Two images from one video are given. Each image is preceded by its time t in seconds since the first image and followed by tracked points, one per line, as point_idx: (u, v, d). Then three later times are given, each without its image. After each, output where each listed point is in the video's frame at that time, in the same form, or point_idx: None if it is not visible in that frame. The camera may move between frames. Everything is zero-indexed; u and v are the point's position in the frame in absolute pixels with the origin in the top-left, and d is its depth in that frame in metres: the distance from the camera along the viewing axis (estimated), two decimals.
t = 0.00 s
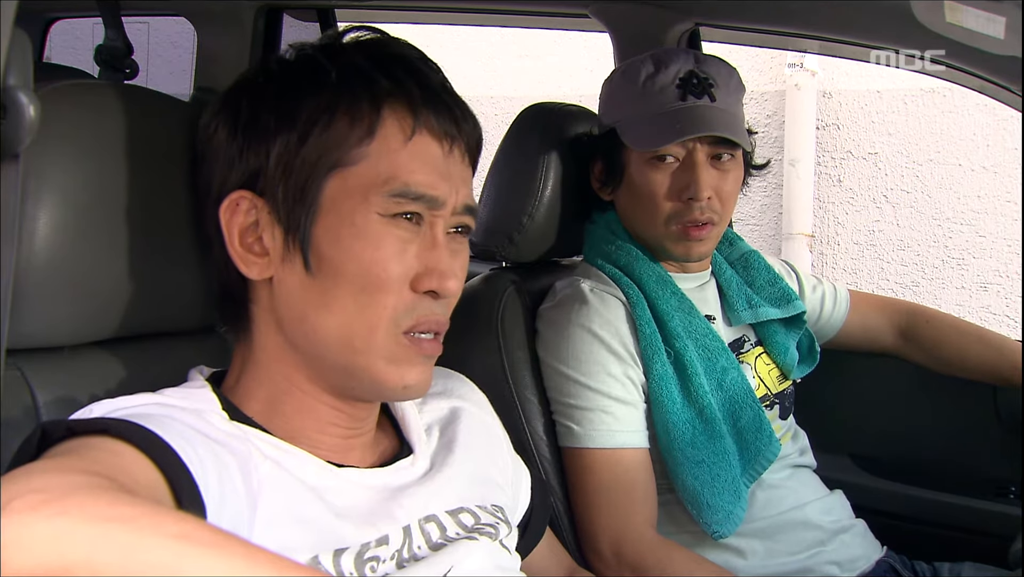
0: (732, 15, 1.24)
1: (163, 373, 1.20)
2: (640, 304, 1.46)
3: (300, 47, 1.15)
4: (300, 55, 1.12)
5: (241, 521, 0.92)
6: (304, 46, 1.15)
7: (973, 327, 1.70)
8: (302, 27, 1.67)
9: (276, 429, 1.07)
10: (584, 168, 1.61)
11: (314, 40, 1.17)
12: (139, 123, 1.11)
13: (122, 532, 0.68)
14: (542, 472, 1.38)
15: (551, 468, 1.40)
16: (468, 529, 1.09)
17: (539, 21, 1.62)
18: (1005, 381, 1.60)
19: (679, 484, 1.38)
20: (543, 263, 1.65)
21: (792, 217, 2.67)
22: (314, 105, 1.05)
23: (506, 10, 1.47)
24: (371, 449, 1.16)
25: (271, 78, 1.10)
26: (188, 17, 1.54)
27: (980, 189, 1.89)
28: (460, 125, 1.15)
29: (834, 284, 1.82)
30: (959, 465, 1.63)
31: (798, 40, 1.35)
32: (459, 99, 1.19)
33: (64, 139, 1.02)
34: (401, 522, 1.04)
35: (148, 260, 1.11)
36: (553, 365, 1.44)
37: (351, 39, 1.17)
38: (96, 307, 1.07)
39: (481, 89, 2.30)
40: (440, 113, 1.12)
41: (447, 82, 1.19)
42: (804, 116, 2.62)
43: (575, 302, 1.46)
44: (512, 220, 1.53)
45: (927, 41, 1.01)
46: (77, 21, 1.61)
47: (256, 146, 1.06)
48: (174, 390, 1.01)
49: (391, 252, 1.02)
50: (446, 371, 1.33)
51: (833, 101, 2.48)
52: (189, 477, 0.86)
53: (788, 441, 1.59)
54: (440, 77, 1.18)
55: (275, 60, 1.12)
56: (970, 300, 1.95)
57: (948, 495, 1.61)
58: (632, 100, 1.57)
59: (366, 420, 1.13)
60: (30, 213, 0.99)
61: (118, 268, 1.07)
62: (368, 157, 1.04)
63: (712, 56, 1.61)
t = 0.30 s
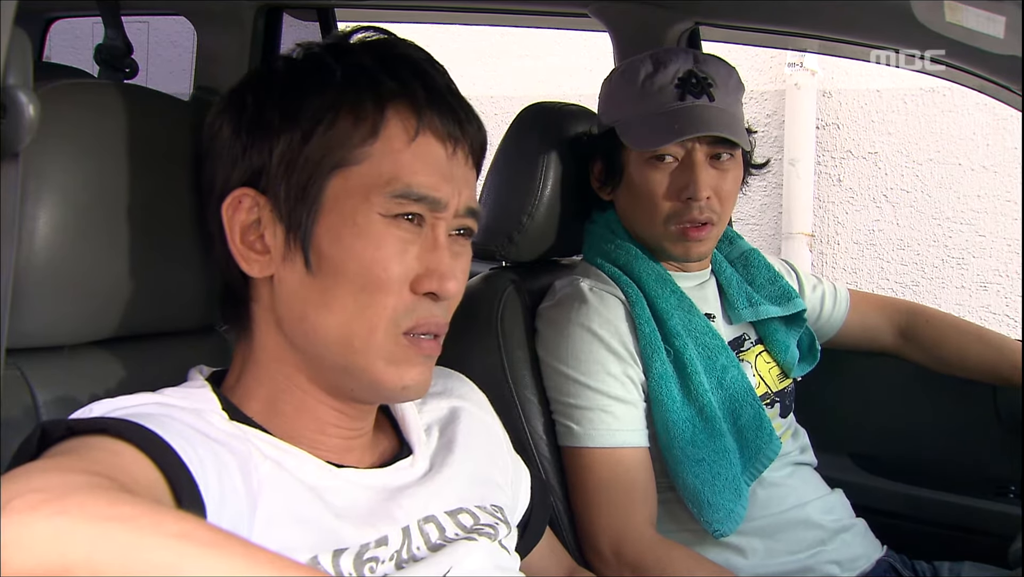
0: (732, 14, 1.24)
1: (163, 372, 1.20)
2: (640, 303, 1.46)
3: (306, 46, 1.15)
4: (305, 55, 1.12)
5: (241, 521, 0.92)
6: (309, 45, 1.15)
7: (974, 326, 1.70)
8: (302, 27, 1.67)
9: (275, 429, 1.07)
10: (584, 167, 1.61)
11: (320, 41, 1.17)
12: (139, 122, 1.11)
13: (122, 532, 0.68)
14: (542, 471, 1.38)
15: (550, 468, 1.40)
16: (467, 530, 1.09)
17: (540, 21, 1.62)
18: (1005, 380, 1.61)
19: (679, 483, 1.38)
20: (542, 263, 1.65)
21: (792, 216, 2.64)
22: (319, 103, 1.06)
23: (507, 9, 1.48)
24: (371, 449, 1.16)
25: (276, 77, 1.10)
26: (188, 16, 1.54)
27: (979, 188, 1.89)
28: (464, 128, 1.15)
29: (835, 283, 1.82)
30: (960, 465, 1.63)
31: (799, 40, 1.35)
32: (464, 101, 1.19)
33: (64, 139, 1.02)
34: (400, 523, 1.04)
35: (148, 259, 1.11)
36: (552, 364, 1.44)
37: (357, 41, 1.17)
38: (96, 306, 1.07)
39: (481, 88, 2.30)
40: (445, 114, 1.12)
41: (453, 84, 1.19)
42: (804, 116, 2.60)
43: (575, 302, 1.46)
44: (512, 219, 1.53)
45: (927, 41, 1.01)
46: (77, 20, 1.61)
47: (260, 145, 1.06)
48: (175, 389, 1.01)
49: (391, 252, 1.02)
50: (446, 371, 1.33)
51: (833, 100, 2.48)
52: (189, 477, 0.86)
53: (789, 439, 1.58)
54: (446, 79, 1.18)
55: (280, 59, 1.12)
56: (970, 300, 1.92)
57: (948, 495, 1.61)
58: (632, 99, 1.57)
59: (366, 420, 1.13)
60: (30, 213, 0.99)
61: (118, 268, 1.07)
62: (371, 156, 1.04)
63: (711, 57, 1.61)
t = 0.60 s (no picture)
0: (732, 14, 1.24)
1: (163, 372, 1.19)
2: (640, 303, 1.46)
3: (307, 46, 1.15)
4: (309, 55, 1.12)
5: (241, 520, 0.92)
6: (310, 45, 1.15)
7: (974, 326, 1.70)
8: (302, 26, 1.67)
9: (276, 429, 1.07)
10: (583, 167, 1.61)
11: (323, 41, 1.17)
12: (140, 122, 1.11)
13: (122, 532, 0.68)
14: (542, 471, 1.38)
15: (550, 468, 1.40)
16: (467, 530, 1.09)
17: (540, 20, 1.62)
18: (1005, 379, 1.61)
19: (679, 482, 1.39)
20: (542, 262, 1.65)
21: (791, 216, 2.64)
22: (321, 103, 1.06)
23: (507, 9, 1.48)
24: (372, 448, 1.16)
25: (279, 77, 1.10)
26: (188, 16, 1.54)
27: (976, 188, 1.89)
28: (467, 129, 1.15)
29: (835, 283, 1.82)
30: (960, 465, 1.63)
31: (798, 40, 1.35)
32: (466, 102, 1.19)
33: (64, 139, 1.02)
34: (402, 521, 1.04)
35: (148, 259, 1.11)
36: (552, 363, 1.44)
37: (359, 41, 1.17)
38: (96, 306, 1.07)
39: (482, 88, 2.30)
40: (448, 115, 1.12)
41: (456, 86, 1.19)
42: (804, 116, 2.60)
43: (575, 302, 1.46)
44: (512, 219, 1.53)
45: (927, 41, 1.01)
46: (77, 20, 1.61)
47: (261, 145, 1.06)
48: (176, 389, 1.01)
49: (392, 252, 1.02)
50: (446, 371, 1.33)
51: (833, 100, 2.48)
52: (190, 477, 0.86)
53: (788, 438, 1.58)
54: (449, 81, 1.18)
55: (282, 58, 1.12)
56: (970, 300, 1.91)
57: (948, 494, 1.61)
58: (631, 97, 1.57)
59: (366, 420, 1.13)
60: (30, 213, 0.99)
61: (118, 269, 1.07)
62: (373, 157, 1.04)
63: (710, 55, 1.61)
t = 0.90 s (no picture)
0: (733, 14, 1.24)
1: (163, 371, 1.19)
2: (638, 302, 1.46)
3: (307, 47, 1.15)
4: (311, 56, 1.12)
5: (241, 519, 0.92)
6: (311, 46, 1.15)
7: (974, 326, 1.70)
8: (302, 26, 1.67)
9: (276, 428, 1.07)
10: (582, 167, 1.61)
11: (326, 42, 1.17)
12: (141, 121, 1.11)
13: (120, 531, 0.68)
14: (541, 471, 1.38)
15: (550, 467, 1.40)
16: (469, 527, 1.09)
17: (540, 20, 1.63)
18: (1004, 380, 1.62)
19: (678, 482, 1.39)
20: (542, 262, 1.65)
21: (791, 216, 2.66)
22: (324, 103, 1.05)
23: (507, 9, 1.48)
24: (373, 444, 1.17)
25: (281, 78, 1.10)
26: (188, 16, 1.54)
27: (973, 186, 1.87)
28: (468, 131, 1.15)
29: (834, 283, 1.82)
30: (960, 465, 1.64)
31: (798, 40, 1.35)
32: (467, 104, 1.19)
33: (65, 138, 1.02)
34: (405, 517, 1.04)
35: (148, 258, 1.11)
36: (551, 362, 1.44)
37: (363, 42, 1.17)
38: (96, 305, 1.07)
39: (482, 88, 2.30)
40: (450, 117, 1.12)
41: (457, 87, 1.19)
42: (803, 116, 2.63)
43: (574, 301, 1.46)
44: (512, 218, 1.53)
45: (927, 41, 1.01)
46: (77, 19, 1.62)
47: (263, 145, 1.06)
48: (176, 387, 1.01)
49: (393, 252, 1.02)
50: (446, 370, 1.33)
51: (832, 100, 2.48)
52: (190, 477, 0.86)
53: (788, 438, 1.58)
54: (450, 82, 1.18)
55: (285, 58, 1.12)
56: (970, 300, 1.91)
57: (947, 494, 1.61)
58: (621, 95, 1.58)
59: (367, 419, 1.13)
60: (29, 213, 0.99)
61: (119, 268, 1.07)
62: (373, 157, 1.04)
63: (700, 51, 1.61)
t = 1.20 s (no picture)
0: (733, 14, 1.24)
1: (162, 370, 1.19)
2: (638, 302, 1.46)
3: (304, 46, 1.15)
4: (311, 56, 1.12)
5: (239, 517, 0.91)
6: (308, 46, 1.15)
7: (973, 326, 1.69)
8: (301, 26, 1.67)
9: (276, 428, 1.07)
10: (580, 167, 1.61)
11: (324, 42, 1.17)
12: (140, 120, 1.11)
13: (119, 531, 0.68)
14: (541, 471, 1.38)
15: (549, 467, 1.40)
16: (471, 523, 1.09)
17: (540, 20, 1.63)
18: (1003, 379, 1.62)
19: (678, 482, 1.39)
20: (542, 262, 1.65)
21: (791, 215, 2.64)
22: (324, 104, 1.05)
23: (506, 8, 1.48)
24: (376, 440, 1.17)
25: (281, 78, 1.10)
26: (188, 16, 1.55)
27: (973, 187, 1.87)
28: (468, 131, 1.15)
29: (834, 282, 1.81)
30: (959, 465, 1.64)
31: (798, 39, 1.35)
32: (467, 104, 1.19)
33: (64, 138, 1.02)
34: (406, 512, 1.04)
35: (148, 257, 1.11)
36: (551, 362, 1.44)
37: (360, 42, 1.17)
38: (97, 305, 1.07)
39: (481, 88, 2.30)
40: (450, 119, 1.12)
41: (456, 87, 1.19)
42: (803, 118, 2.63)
43: (573, 301, 1.47)
44: (512, 218, 1.53)
45: (927, 42, 1.02)
46: (76, 19, 1.62)
47: (262, 146, 1.06)
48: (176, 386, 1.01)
49: (394, 252, 1.02)
50: (447, 368, 1.33)
51: (833, 99, 2.50)
52: (190, 477, 0.86)
53: (787, 439, 1.58)
54: (450, 82, 1.18)
55: (284, 58, 1.12)
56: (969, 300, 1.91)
57: (947, 494, 1.61)
58: (619, 94, 1.58)
59: (369, 418, 1.13)
60: (29, 212, 0.99)
61: (118, 268, 1.08)
62: (374, 159, 1.04)
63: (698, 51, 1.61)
